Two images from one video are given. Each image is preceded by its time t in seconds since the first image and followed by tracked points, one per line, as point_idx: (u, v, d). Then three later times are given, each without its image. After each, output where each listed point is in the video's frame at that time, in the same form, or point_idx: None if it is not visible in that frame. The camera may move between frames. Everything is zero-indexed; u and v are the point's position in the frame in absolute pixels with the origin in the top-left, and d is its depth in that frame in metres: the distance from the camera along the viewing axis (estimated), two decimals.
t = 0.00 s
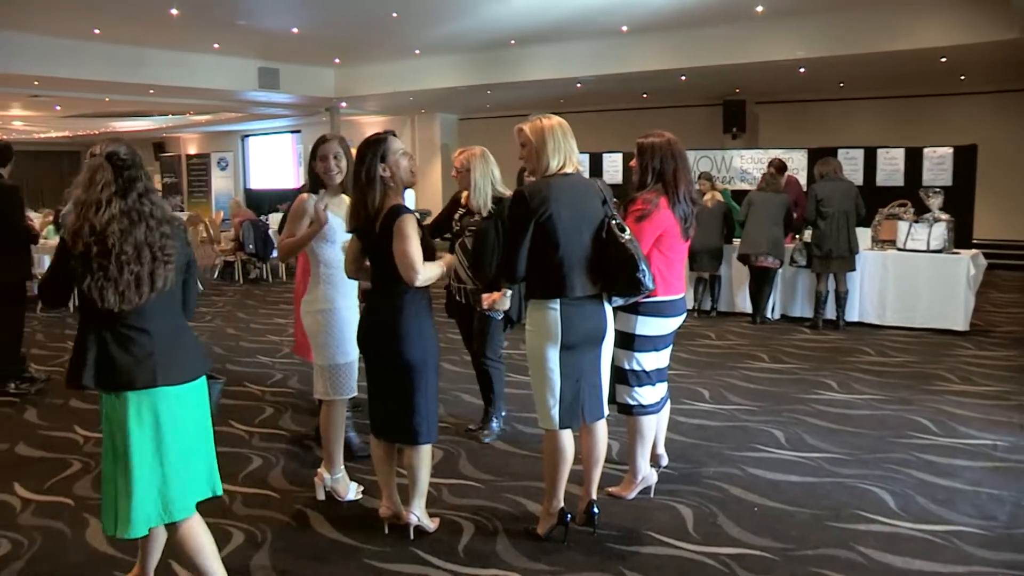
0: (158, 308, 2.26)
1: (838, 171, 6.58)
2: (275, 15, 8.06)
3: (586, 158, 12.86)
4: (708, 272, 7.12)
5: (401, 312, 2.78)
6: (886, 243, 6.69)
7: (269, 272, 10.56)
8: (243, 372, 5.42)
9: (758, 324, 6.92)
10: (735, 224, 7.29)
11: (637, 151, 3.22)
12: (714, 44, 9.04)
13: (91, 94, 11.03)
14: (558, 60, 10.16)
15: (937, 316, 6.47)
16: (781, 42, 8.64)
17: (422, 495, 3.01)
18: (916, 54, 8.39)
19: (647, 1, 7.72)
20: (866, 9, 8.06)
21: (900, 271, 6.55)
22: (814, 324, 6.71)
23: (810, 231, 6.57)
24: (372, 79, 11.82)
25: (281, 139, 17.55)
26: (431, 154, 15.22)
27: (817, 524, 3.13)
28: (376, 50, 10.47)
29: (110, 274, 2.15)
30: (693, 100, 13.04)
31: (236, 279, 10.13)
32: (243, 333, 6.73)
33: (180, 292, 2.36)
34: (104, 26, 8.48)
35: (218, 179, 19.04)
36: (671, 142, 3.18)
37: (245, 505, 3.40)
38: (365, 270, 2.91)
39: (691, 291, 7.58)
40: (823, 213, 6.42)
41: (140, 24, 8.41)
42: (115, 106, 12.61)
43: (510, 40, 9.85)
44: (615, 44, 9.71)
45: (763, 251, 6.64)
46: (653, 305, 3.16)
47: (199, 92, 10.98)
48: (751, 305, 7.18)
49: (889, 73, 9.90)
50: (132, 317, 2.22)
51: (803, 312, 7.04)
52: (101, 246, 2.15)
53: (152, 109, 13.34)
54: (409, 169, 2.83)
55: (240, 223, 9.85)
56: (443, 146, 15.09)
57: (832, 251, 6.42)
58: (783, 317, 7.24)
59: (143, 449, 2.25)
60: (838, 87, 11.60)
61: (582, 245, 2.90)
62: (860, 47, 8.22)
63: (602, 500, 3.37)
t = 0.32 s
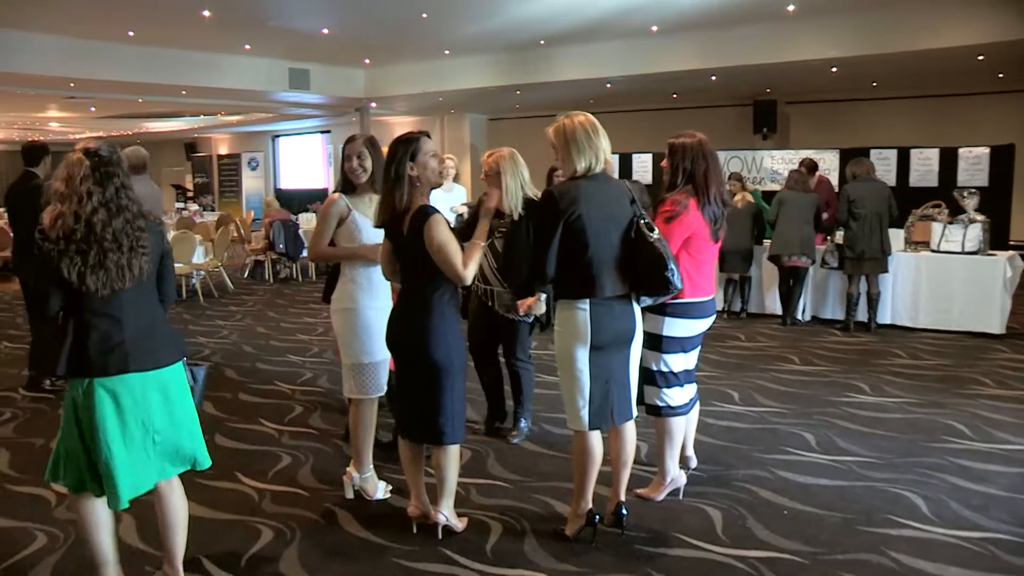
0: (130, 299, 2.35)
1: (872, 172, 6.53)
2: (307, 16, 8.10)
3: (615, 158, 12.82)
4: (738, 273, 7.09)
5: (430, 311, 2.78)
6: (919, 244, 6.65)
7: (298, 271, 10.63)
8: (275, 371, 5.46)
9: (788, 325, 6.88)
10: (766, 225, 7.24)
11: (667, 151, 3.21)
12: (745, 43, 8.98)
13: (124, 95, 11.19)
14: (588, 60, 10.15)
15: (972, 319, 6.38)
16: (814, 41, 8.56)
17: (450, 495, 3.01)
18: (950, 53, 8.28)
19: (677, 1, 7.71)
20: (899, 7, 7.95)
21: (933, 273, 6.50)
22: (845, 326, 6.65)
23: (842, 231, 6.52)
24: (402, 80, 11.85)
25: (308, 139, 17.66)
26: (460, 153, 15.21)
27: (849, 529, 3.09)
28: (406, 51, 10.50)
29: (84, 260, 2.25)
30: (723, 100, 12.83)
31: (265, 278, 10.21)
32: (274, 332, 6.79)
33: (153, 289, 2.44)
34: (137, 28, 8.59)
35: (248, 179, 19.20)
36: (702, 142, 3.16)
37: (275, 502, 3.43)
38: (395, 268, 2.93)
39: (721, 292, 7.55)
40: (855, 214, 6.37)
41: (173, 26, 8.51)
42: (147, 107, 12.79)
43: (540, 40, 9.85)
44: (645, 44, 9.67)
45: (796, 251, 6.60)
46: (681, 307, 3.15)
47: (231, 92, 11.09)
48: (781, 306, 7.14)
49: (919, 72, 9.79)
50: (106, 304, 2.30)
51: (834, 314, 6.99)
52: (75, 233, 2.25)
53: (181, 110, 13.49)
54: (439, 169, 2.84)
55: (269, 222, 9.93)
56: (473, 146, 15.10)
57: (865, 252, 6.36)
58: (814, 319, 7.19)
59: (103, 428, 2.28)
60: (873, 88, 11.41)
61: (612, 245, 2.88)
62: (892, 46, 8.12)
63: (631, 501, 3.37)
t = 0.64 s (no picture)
0: (95, 304, 2.40)
1: (904, 172, 6.46)
2: (337, 16, 8.17)
3: (643, 158, 12.78)
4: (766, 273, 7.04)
5: (459, 311, 2.78)
6: (951, 245, 6.58)
7: (326, 271, 10.70)
8: (302, 370, 5.50)
9: (817, 327, 6.83)
10: (794, 227, 7.18)
11: (694, 152, 3.18)
12: (773, 43, 8.93)
13: (155, 96, 11.34)
14: (616, 59, 10.12)
15: (1006, 321, 6.29)
16: (844, 40, 8.48)
17: (476, 495, 3.01)
18: (984, 52, 8.15)
19: (705, 1, 7.68)
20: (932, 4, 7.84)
21: (966, 276, 6.41)
22: (875, 328, 6.58)
23: (872, 232, 6.46)
24: (430, 81, 11.89)
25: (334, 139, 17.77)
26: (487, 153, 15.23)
27: (878, 534, 3.06)
28: (434, 51, 10.54)
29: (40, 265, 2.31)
30: (750, 100, 12.76)
31: (294, 277, 10.28)
32: (303, 331, 6.84)
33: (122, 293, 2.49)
34: (169, 30, 8.70)
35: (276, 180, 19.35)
36: (730, 143, 3.13)
37: (302, 501, 3.45)
38: (423, 268, 2.93)
39: (749, 293, 7.50)
40: (886, 215, 6.31)
41: (206, 28, 8.62)
42: (179, 107, 12.93)
43: (567, 40, 9.85)
44: (673, 44, 9.64)
45: (825, 252, 6.55)
46: (709, 308, 3.13)
47: (260, 93, 11.20)
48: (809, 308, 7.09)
49: (948, 71, 9.67)
50: (67, 308, 2.36)
51: (864, 316, 6.93)
52: (35, 238, 2.31)
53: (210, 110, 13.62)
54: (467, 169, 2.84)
55: (298, 222, 10.01)
56: (499, 146, 15.11)
57: (896, 254, 6.29)
58: (842, 321, 7.12)
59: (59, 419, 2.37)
60: (901, 87, 11.29)
61: (639, 246, 2.87)
62: (924, 44, 8.02)
63: (658, 503, 3.35)
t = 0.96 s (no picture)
0: (72, 302, 2.53)
1: (930, 173, 6.40)
2: (362, 17, 8.22)
3: (666, 159, 12.74)
4: (789, 274, 7.00)
5: (483, 311, 2.78)
6: (978, 247, 6.53)
7: (349, 271, 10.74)
8: (324, 369, 5.54)
9: (841, 329, 6.77)
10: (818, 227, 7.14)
11: (717, 153, 3.17)
12: (796, 43, 8.88)
13: (180, 97, 11.44)
14: (638, 58, 10.09)
15: None
16: (870, 39, 8.42)
17: (499, 495, 3.01)
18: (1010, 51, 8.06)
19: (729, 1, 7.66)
20: (961, 1, 7.74)
21: (992, 277, 6.35)
22: (899, 329, 6.52)
23: (898, 233, 6.41)
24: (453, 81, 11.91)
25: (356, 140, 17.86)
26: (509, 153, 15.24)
27: (902, 538, 3.03)
28: (456, 52, 10.57)
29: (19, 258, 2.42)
30: (773, 100, 12.69)
31: (316, 277, 10.34)
32: (326, 331, 6.88)
33: (93, 291, 2.62)
34: (194, 31, 8.79)
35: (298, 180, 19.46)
36: (752, 143, 3.12)
37: (324, 499, 3.47)
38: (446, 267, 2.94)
39: (772, 295, 7.46)
40: (913, 215, 6.27)
41: (232, 29, 8.69)
42: (203, 108, 13.04)
43: (590, 41, 9.84)
44: (696, 44, 9.61)
45: (849, 250, 6.52)
46: (734, 309, 3.11)
47: (283, 93, 11.28)
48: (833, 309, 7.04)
49: (971, 69, 9.57)
50: (48, 304, 2.48)
51: (888, 319, 6.87)
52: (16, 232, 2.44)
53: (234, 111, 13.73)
54: (490, 170, 2.84)
55: (321, 222, 10.07)
56: (521, 146, 15.10)
57: (923, 256, 6.25)
58: (866, 323, 7.06)
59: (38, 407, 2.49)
60: (925, 87, 11.19)
61: (662, 246, 2.86)
62: (952, 43, 7.92)
63: (680, 505, 3.34)
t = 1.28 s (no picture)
0: (57, 297, 2.57)
1: (951, 173, 6.36)
2: (379, 18, 8.23)
3: (681, 159, 12.70)
4: (804, 275, 6.97)
5: (499, 311, 2.78)
6: (997, 248, 6.45)
7: (363, 270, 10.77)
8: (338, 369, 5.56)
9: (857, 330, 6.74)
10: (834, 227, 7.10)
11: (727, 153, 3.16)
12: (813, 43, 8.84)
13: (197, 98, 11.50)
14: (653, 58, 10.06)
15: None
16: (887, 39, 8.37)
17: (513, 496, 3.01)
18: None
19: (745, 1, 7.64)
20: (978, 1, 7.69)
21: (1011, 278, 6.31)
22: (916, 331, 6.48)
23: (917, 234, 6.37)
24: (469, 82, 11.91)
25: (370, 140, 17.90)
26: (523, 153, 15.25)
27: (919, 541, 3.01)
28: (472, 52, 10.58)
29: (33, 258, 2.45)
30: (789, 100, 12.63)
31: (331, 277, 10.37)
32: (342, 330, 6.90)
33: (69, 285, 2.64)
34: (210, 32, 8.84)
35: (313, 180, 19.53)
36: (764, 144, 3.10)
37: (338, 499, 3.48)
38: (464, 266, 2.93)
39: (787, 296, 7.42)
40: (932, 216, 6.23)
41: (248, 30, 8.73)
42: (219, 108, 13.10)
43: (606, 41, 9.83)
44: (712, 44, 9.57)
45: (862, 250, 6.49)
46: (749, 309, 3.10)
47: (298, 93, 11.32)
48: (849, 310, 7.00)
49: (989, 69, 9.49)
50: (36, 304, 2.49)
51: (905, 320, 6.83)
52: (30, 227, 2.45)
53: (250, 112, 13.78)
54: (509, 171, 2.84)
55: (336, 222, 10.11)
56: (536, 147, 15.10)
57: (942, 256, 6.21)
58: (883, 324, 7.02)
59: (40, 402, 2.54)
60: (941, 86, 11.12)
61: (679, 248, 2.86)
62: (971, 41, 7.85)
63: (695, 506, 3.34)
